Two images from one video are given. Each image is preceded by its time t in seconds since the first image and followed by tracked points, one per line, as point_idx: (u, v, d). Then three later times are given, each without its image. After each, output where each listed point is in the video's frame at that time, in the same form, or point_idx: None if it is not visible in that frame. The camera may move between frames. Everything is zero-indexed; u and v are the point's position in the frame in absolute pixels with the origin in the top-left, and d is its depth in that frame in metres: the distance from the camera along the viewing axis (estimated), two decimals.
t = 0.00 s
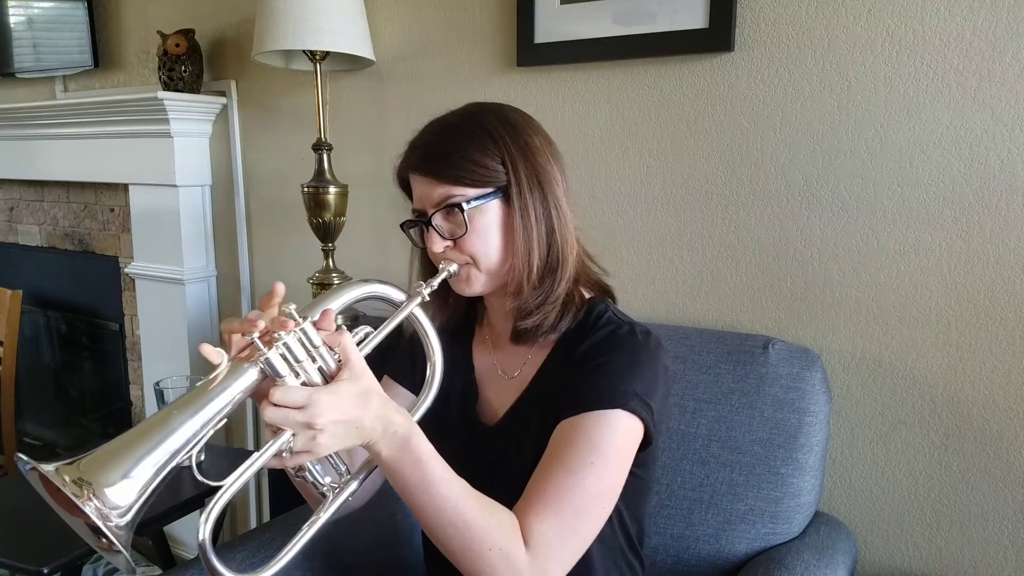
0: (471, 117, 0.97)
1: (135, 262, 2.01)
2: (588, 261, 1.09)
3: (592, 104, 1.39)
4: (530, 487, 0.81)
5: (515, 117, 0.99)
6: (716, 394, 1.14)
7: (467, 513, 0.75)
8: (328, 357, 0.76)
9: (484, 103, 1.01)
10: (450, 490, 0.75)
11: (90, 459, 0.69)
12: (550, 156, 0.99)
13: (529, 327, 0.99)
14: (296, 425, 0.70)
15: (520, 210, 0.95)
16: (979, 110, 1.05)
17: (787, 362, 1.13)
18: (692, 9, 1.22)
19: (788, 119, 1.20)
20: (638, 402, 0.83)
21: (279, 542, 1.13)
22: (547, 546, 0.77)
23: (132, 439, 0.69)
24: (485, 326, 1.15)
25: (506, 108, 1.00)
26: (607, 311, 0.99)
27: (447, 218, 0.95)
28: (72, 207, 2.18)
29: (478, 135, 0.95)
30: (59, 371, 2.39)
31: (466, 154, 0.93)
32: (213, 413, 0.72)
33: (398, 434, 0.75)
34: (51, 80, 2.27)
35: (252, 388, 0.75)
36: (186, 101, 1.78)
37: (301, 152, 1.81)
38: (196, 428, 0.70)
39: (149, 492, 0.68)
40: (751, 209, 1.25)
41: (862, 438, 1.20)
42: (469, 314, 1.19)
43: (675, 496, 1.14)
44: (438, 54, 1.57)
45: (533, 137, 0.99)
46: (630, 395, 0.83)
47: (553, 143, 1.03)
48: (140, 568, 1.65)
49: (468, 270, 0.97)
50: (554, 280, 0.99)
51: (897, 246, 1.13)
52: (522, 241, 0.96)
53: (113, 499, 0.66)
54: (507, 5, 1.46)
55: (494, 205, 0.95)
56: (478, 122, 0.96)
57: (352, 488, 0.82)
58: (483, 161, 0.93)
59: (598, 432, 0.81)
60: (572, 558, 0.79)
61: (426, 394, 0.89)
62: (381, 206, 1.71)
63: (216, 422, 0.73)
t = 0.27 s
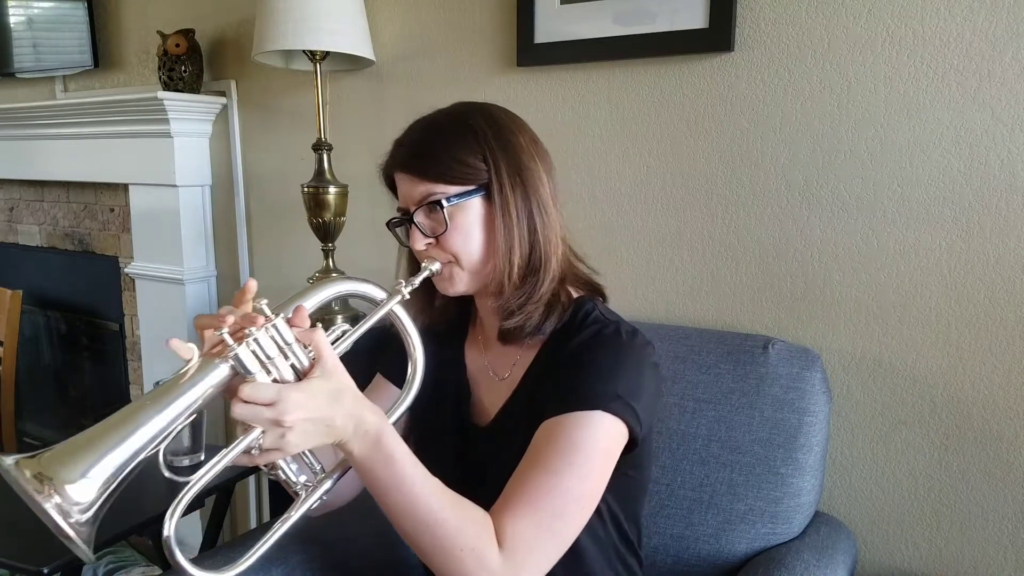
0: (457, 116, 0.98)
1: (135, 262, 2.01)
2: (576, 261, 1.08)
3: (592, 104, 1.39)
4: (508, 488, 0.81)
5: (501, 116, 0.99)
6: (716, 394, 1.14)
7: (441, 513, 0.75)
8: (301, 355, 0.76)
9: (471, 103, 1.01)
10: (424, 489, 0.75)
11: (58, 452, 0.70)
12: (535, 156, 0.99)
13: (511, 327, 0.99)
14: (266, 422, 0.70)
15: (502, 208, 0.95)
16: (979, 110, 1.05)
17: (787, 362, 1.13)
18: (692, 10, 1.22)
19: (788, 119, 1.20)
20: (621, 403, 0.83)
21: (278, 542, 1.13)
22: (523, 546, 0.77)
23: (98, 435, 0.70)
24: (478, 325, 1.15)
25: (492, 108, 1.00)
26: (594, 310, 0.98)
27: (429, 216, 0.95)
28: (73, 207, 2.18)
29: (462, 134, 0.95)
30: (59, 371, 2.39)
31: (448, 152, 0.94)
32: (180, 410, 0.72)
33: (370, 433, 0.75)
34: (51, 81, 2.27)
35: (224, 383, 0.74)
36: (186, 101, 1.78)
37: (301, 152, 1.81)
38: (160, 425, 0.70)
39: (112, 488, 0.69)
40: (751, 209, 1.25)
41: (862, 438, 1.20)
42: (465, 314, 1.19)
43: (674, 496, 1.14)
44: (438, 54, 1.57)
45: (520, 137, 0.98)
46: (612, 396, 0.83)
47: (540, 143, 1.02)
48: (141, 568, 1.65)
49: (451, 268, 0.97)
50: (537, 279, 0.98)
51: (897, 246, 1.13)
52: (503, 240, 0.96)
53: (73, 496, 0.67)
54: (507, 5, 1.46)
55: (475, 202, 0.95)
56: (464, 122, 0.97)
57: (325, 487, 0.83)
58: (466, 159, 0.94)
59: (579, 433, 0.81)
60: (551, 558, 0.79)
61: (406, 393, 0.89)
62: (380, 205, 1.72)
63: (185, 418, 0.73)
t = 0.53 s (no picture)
0: (466, 121, 0.97)
1: (135, 262, 2.01)
2: (582, 273, 1.07)
3: (592, 104, 1.39)
4: (513, 513, 0.82)
5: (512, 123, 0.98)
6: (716, 394, 1.14)
7: (445, 540, 0.77)
8: (303, 380, 0.75)
9: (480, 108, 1.00)
10: (429, 517, 0.77)
11: (50, 496, 0.69)
12: (544, 166, 0.98)
13: (514, 340, 0.98)
14: (268, 453, 0.70)
15: (507, 221, 0.94)
16: (979, 110, 1.05)
17: (787, 362, 1.13)
18: (692, 9, 1.22)
19: (788, 120, 1.20)
20: (630, 428, 0.84)
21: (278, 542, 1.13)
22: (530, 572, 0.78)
23: (94, 477, 0.69)
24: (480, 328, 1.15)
25: (501, 114, 0.99)
26: (602, 323, 0.97)
27: (433, 228, 0.95)
28: (72, 207, 2.18)
29: (470, 141, 0.95)
30: (59, 371, 2.39)
31: (455, 160, 0.93)
32: (179, 445, 0.71)
33: (373, 461, 0.76)
34: (51, 80, 2.27)
35: (223, 413, 0.75)
36: (186, 101, 1.78)
37: (301, 152, 1.81)
38: (160, 462, 0.70)
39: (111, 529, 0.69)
40: (751, 209, 1.25)
41: (862, 438, 1.20)
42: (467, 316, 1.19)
43: (674, 496, 1.14)
44: (438, 54, 1.57)
45: (529, 146, 0.98)
46: (622, 420, 0.83)
47: (548, 152, 1.01)
48: (141, 567, 1.65)
49: (453, 280, 0.97)
50: (542, 291, 0.98)
51: (897, 246, 1.13)
52: (508, 252, 0.95)
53: (72, 542, 0.66)
54: (507, 5, 1.46)
55: (482, 215, 0.94)
56: (472, 128, 0.96)
57: (330, 510, 0.85)
58: (473, 169, 0.93)
59: (583, 459, 0.81)
60: None
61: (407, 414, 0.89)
62: (380, 206, 1.72)
63: (184, 453, 0.73)
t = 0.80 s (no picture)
0: (493, 118, 0.97)
1: (135, 262, 2.01)
2: (606, 272, 1.08)
3: (592, 104, 1.39)
4: (534, 513, 0.81)
5: (538, 121, 0.98)
6: (716, 394, 1.14)
7: (467, 541, 0.75)
8: (330, 370, 0.76)
9: (504, 103, 1.00)
10: (453, 519, 0.75)
11: (73, 476, 0.68)
12: (572, 164, 0.99)
13: (542, 343, 0.99)
14: (294, 443, 0.69)
15: (539, 220, 0.95)
16: (978, 110, 1.05)
17: (787, 362, 1.13)
18: (692, 9, 1.22)
19: (788, 120, 1.20)
20: (654, 432, 0.84)
21: (278, 542, 1.13)
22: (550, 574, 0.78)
23: (117, 458, 0.68)
24: (494, 328, 1.16)
25: (528, 110, 0.99)
26: (624, 326, 0.98)
27: (461, 225, 0.95)
28: (72, 207, 2.18)
29: (499, 139, 0.95)
30: (59, 371, 2.39)
31: (484, 158, 0.93)
32: (203, 430, 0.71)
33: (398, 458, 0.74)
34: (51, 81, 2.27)
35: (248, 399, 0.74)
36: (186, 101, 1.78)
37: (301, 152, 1.81)
38: (183, 447, 0.69)
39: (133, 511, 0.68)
40: (751, 209, 1.25)
41: (862, 438, 1.20)
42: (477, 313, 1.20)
43: (675, 496, 1.14)
44: (438, 54, 1.57)
45: (556, 144, 0.98)
46: (646, 425, 0.83)
47: (573, 146, 1.02)
48: (141, 567, 1.64)
49: (480, 279, 0.96)
50: (571, 294, 0.99)
51: (897, 245, 1.13)
52: (541, 250, 0.96)
53: (94, 523, 0.65)
54: (507, 5, 1.46)
55: (511, 215, 0.95)
56: (501, 125, 0.96)
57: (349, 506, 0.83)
58: (504, 168, 0.93)
59: (608, 462, 0.81)
60: None
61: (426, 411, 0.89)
62: (381, 206, 1.72)
63: (207, 439, 0.72)
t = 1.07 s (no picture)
0: (512, 120, 0.97)
1: (135, 262, 2.01)
2: (620, 275, 1.09)
3: (592, 104, 1.39)
4: (551, 513, 0.81)
5: (556, 124, 0.98)
6: (716, 394, 1.15)
7: (489, 540, 0.75)
8: (358, 372, 0.74)
9: (522, 105, 1.01)
10: (477, 519, 0.75)
11: (108, 482, 0.64)
12: (589, 167, 0.99)
13: (558, 343, 0.99)
14: (325, 446, 0.67)
15: (558, 222, 0.95)
16: (978, 110, 1.05)
17: (787, 362, 1.13)
18: (692, 9, 1.22)
19: (788, 120, 1.20)
20: (668, 434, 0.84)
21: (278, 542, 1.13)
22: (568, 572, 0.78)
23: (155, 461, 0.64)
24: (503, 330, 1.16)
25: (547, 113, 1.00)
26: (636, 328, 0.99)
27: (481, 228, 0.94)
28: (72, 207, 2.18)
29: (519, 141, 0.95)
30: (59, 371, 2.39)
31: (504, 161, 0.93)
32: (242, 431, 0.68)
33: (425, 459, 0.73)
34: (52, 80, 2.27)
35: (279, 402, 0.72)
36: (186, 101, 1.78)
37: (301, 152, 1.81)
38: (224, 447, 0.67)
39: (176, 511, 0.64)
40: (751, 209, 1.25)
41: (862, 438, 1.20)
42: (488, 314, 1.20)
43: (676, 497, 1.14)
44: (439, 54, 1.57)
45: (574, 147, 0.98)
46: (660, 426, 0.84)
47: (589, 149, 1.02)
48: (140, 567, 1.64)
49: (499, 280, 0.96)
50: (588, 295, 0.99)
51: (897, 245, 1.13)
52: (559, 253, 0.96)
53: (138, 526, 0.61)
54: (507, 5, 1.46)
55: (530, 218, 0.95)
56: (520, 128, 0.96)
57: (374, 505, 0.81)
58: (524, 170, 0.93)
59: (623, 463, 0.81)
60: None
61: (447, 409, 0.88)
62: (381, 206, 1.72)
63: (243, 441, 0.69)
